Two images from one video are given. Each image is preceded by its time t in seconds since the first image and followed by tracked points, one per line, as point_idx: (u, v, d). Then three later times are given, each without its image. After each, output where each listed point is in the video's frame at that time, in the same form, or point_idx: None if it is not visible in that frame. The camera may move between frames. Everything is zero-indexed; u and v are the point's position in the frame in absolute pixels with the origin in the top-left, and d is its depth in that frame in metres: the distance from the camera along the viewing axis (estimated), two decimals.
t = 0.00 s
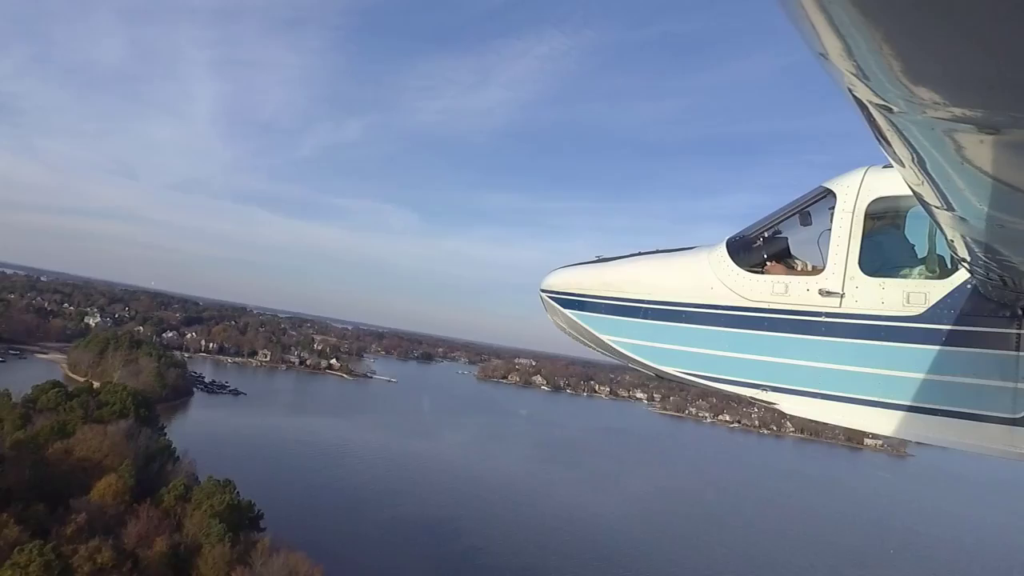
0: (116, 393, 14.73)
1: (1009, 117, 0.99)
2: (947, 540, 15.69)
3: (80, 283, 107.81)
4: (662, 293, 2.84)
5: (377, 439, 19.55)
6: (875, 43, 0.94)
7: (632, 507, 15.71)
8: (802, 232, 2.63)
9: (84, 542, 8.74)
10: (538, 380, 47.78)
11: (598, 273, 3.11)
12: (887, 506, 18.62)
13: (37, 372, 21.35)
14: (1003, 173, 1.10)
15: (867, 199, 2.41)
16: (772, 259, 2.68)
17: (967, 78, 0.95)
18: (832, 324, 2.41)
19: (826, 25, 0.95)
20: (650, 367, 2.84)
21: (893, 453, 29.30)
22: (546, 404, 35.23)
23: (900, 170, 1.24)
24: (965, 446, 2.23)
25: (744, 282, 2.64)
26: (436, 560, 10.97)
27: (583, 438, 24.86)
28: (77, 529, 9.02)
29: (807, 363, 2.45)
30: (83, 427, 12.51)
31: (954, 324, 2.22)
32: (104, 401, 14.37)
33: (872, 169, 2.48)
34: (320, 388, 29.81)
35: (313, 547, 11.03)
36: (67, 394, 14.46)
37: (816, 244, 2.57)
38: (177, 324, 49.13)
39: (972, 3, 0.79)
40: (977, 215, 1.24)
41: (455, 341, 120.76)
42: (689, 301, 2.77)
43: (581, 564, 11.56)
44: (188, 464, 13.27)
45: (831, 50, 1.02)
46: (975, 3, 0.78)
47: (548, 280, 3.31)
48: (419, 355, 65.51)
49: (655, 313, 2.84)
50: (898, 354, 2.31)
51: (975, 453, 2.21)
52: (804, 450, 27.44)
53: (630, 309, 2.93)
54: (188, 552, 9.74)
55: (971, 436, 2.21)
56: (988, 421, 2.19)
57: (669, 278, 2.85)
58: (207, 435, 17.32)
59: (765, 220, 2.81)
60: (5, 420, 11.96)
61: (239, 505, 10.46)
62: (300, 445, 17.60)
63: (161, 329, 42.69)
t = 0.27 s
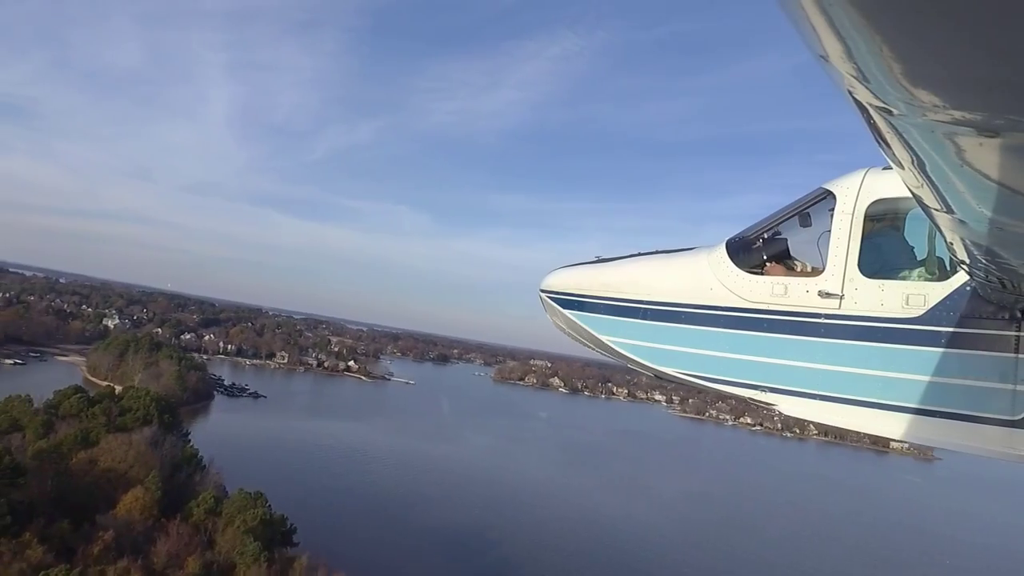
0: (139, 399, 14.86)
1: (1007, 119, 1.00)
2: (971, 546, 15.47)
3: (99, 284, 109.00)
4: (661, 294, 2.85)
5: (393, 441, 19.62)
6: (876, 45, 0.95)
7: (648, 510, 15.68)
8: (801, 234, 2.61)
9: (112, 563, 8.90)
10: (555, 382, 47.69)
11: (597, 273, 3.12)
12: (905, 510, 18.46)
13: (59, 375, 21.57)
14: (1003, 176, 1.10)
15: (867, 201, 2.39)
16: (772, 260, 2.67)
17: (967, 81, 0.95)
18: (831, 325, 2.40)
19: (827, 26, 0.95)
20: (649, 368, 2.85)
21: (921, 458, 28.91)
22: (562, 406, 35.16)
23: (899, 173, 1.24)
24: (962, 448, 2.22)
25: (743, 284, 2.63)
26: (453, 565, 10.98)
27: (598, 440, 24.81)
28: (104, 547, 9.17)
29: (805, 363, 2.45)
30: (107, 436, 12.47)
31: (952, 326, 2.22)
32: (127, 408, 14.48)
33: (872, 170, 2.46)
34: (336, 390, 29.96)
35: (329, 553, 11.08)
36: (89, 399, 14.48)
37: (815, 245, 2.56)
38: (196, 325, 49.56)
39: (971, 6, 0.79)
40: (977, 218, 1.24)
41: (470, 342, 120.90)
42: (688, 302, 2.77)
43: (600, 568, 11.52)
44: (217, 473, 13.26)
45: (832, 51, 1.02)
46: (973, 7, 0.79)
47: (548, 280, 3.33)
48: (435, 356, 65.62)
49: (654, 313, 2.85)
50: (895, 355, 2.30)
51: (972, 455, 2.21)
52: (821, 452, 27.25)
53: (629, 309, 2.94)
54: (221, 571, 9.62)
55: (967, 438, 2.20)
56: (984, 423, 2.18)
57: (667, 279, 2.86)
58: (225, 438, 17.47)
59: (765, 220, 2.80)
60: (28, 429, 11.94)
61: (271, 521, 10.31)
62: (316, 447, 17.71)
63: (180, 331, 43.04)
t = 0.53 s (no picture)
0: (162, 406, 14.70)
1: (1007, 122, 1.00)
2: (997, 552, 15.25)
3: (117, 287, 110.13)
4: (661, 294, 2.85)
5: (407, 445, 19.67)
6: (875, 49, 0.95)
7: (663, 514, 15.64)
8: (802, 235, 2.61)
9: None
10: (573, 385, 47.57)
11: (597, 274, 3.13)
12: (924, 513, 18.29)
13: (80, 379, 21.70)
14: (1004, 179, 1.10)
15: (866, 203, 2.38)
16: (771, 262, 2.67)
17: (965, 84, 0.96)
18: (829, 326, 2.40)
19: (827, 30, 0.96)
20: (648, 368, 2.85)
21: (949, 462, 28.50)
22: (579, 408, 35.06)
23: (898, 175, 1.25)
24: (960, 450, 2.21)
25: (743, 285, 2.63)
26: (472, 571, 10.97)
27: (612, 443, 24.76)
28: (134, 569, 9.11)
29: (803, 364, 2.45)
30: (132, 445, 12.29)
31: (952, 328, 2.21)
32: (151, 415, 14.43)
33: (872, 172, 2.45)
34: (352, 393, 30.09)
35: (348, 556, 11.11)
36: (111, 407, 14.40)
37: (815, 248, 2.55)
38: (213, 329, 49.92)
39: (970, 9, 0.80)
40: (977, 220, 1.24)
41: (484, 345, 120.99)
42: (688, 303, 2.77)
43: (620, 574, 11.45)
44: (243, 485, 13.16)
45: (832, 54, 1.03)
46: (970, 10, 0.79)
47: (548, 281, 3.36)
48: (451, 358, 65.66)
49: (653, 314, 2.85)
50: (893, 356, 2.30)
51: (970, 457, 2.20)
52: (837, 454, 27.04)
53: (629, 310, 2.94)
54: None
55: (966, 439, 2.19)
56: (982, 425, 2.17)
57: (666, 280, 2.86)
58: (243, 442, 17.59)
59: (765, 222, 2.80)
60: (51, 437, 11.86)
61: (307, 538, 10.16)
62: (330, 451, 17.79)
63: (198, 334, 43.33)
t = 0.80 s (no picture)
0: (187, 416, 14.69)
1: (1007, 121, 1.00)
2: None
3: (135, 292, 111.22)
4: (660, 293, 2.84)
5: (422, 450, 19.71)
6: (875, 48, 0.96)
7: (679, 518, 15.57)
8: (801, 235, 2.61)
9: None
10: (591, 389, 47.36)
11: (597, 273, 3.13)
12: (944, 518, 18.08)
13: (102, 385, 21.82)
14: (1005, 178, 1.10)
15: (865, 201, 2.38)
16: (770, 261, 2.66)
17: (964, 83, 0.96)
18: (828, 326, 2.38)
19: (826, 29, 0.96)
20: (647, 367, 2.85)
21: (979, 467, 28.04)
22: (598, 412, 34.93)
23: (898, 173, 1.25)
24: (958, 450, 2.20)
25: (741, 284, 2.62)
26: None
27: (627, 447, 24.66)
28: None
29: (802, 363, 2.43)
30: (158, 460, 12.22)
31: (949, 328, 2.19)
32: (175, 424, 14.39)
33: (871, 172, 2.45)
34: (368, 397, 30.20)
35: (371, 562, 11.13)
36: (135, 417, 14.34)
37: (814, 247, 2.55)
38: (231, 333, 50.30)
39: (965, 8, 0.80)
40: (977, 219, 1.24)
41: (499, 348, 120.91)
42: (686, 302, 2.76)
43: None
44: (274, 497, 12.99)
45: (830, 52, 1.03)
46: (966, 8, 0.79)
47: (548, 279, 3.35)
48: (467, 362, 65.67)
49: (652, 313, 2.85)
50: (892, 355, 2.28)
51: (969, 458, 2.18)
52: (860, 459, 26.70)
53: (628, 309, 2.94)
54: None
55: (964, 440, 2.18)
56: (978, 424, 2.16)
57: (666, 279, 2.85)
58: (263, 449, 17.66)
59: (764, 221, 2.80)
60: (75, 450, 11.75)
61: (346, 557, 9.63)
62: (346, 456, 17.87)
63: (216, 338, 43.60)
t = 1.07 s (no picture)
0: (212, 427, 14.33)
1: (1008, 112, 1.00)
2: None
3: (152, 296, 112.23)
4: (660, 287, 2.82)
5: (437, 454, 19.73)
6: (873, 39, 0.96)
7: (696, 523, 15.48)
8: (801, 228, 2.61)
9: None
10: (610, 393, 47.07)
11: (597, 267, 3.11)
12: (966, 523, 17.86)
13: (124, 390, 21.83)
14: (1008, 171, 1.09)
15: (865, 194, 2.37)
16: (770, 255, 2.66)
17: (962, 75, 0.96)
18: (828, 318, 2.37)
19: (824, 21, 0.96)
20: (647, 362, 2.82)
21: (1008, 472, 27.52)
22: (615, 416, 34.69)
23: (900, 166, 1.24)
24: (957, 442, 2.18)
25: (741, 278, 2.61)
26: None
27: (642, 450, 24.54)
28: None
29: (804, 357, 2.41)
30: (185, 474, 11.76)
31: (949, 319, 2.17)
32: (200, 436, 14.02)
33: (870, 165, 2.45)
34: (384, 401, 30.28)
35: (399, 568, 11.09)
36: (159, 426, 14.01)
37: (814, 240, 2.54)
38: (249, 337, 50.60)
39: None
40: (978, 210, 1.24)
41: (514, 351, 120.74)
42: (685, 296, 2.74)
43: None
44: (307, 513, 12.61)
45: (831, 44, 1.03)
46: None
47: (548, 274, 3.33)
48: (484, 365, 65.50)
49: (653, 308, 2.82)
50: (891, 348, 2.26)
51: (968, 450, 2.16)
52: (882, 465, 26.33)
53: (628, 304, 2.92)
54: None
55: (964, 433, 2.16)
56: (976, 416, 2.15)
57: (666, 273, 2.84)
58: (280, 454, 17.72)
59: (763, 216, 2.80)
60: (100, 462, 11.39)
61: None
62: (362, 460, 17.91)
63: (234, 343, 43.77)
